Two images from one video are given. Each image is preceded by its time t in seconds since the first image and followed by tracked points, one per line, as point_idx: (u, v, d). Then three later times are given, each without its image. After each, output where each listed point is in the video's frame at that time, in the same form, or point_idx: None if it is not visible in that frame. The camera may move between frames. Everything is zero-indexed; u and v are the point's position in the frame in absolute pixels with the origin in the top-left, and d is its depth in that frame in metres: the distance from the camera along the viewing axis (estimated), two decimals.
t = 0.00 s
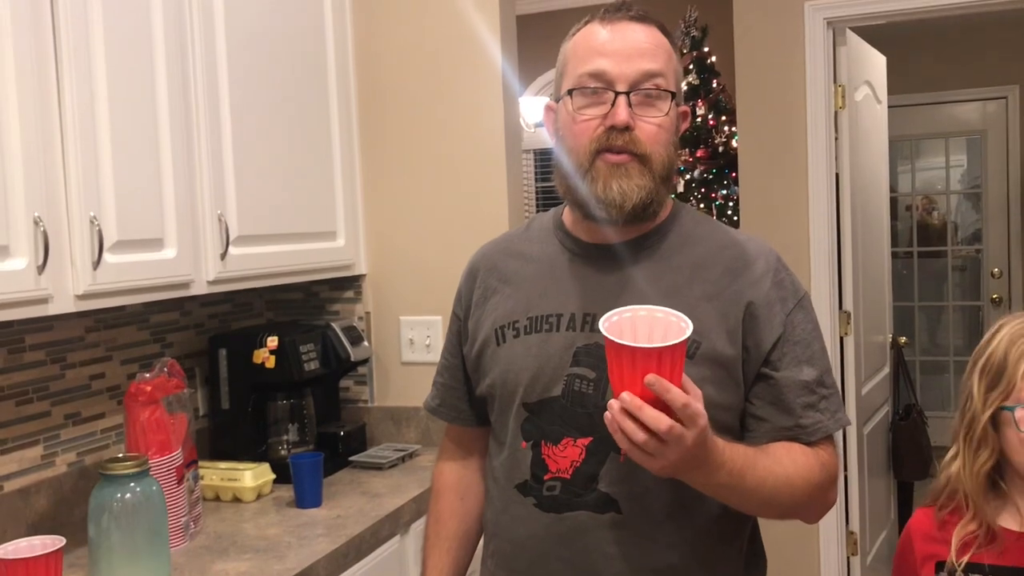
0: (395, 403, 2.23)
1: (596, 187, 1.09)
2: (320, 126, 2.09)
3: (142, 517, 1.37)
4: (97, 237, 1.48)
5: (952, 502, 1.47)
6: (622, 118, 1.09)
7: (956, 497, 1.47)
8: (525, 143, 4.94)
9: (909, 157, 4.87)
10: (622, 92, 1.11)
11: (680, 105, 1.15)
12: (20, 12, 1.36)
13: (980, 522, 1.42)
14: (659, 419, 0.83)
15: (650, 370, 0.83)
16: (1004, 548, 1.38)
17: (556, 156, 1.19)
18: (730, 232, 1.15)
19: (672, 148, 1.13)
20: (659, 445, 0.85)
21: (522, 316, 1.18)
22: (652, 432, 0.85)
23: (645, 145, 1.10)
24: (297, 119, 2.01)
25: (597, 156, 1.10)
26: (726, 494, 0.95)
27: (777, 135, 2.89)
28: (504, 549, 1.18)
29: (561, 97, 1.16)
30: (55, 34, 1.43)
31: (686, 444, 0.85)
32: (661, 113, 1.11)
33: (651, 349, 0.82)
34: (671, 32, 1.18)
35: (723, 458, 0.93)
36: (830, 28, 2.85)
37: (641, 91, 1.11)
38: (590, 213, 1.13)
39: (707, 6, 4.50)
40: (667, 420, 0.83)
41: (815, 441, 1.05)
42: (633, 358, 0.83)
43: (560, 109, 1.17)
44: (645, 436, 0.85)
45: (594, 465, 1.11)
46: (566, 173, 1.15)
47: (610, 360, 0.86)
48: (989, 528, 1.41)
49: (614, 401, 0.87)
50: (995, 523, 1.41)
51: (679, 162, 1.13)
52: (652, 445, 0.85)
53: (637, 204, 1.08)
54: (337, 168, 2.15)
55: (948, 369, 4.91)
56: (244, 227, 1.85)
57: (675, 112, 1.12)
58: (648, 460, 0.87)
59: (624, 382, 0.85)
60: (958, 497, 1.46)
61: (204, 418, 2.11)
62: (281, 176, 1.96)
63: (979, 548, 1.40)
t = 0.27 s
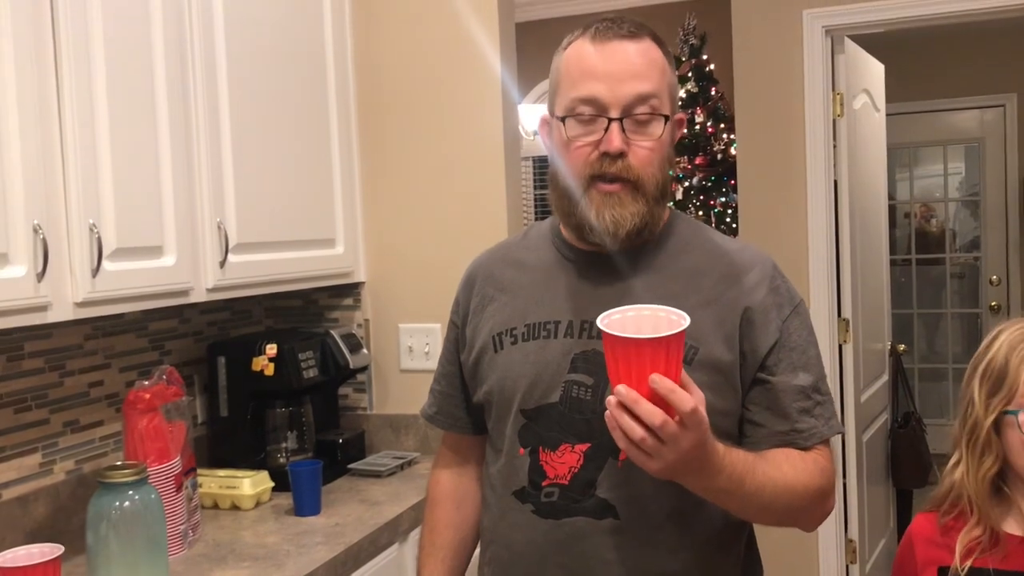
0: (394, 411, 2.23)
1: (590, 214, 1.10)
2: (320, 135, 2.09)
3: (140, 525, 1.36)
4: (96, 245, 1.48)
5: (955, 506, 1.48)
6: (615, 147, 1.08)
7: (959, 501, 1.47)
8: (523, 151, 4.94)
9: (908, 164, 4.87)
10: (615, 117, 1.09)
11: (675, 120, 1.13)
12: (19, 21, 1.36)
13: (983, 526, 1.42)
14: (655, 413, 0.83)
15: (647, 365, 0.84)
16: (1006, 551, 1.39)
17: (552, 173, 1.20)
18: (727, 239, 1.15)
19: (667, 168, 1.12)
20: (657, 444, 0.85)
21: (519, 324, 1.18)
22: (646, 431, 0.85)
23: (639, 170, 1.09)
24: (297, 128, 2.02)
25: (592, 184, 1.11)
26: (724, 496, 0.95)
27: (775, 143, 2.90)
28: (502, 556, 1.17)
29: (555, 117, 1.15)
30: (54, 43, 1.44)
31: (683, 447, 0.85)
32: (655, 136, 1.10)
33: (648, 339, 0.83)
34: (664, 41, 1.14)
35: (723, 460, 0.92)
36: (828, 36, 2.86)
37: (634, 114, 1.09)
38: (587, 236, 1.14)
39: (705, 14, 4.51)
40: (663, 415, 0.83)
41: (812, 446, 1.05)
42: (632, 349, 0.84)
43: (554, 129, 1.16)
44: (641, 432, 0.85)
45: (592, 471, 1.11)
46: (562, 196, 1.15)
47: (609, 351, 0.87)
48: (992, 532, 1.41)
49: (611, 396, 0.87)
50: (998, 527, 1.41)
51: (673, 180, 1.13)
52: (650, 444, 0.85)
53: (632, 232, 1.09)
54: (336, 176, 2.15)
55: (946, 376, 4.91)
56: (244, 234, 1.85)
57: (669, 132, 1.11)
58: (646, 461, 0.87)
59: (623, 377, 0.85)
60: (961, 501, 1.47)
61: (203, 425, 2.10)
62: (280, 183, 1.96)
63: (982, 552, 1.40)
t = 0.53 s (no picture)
0: (392, 415, 2.23)
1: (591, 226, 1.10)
2: (320, 139, 2.09)
3: (136, 529, 1.36)
4: (94, 247, 1.48)
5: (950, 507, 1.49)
6: (618, 160, 1.08)
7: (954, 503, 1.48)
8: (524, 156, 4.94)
9: (909, 171, 4.87)
10: (618, 130, 1.08)
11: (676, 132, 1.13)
12: (18, 23, 1.36)
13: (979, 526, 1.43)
14: (646, 415, 0.83)
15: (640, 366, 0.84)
16: (1003, 552, 1.40)
17: (551, 181, 1.19)
18: (722, 244, 1.15)
19: (667, 180, 1.12)
20: (649, 446, 0.86)
21: (515, 329, 1.18)
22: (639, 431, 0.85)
23: (642, 183, 1.09)
24: (296, 132, 2.02)
25: (593, 195, 1.10)
26: (721, 503, 0.95)
27: (776, 149, 2.90)
28: (497, 562, 1.17)
29: (556, 127, 1.14)
30: (54, 45, 1.44)
31: (676, 450, 0.85)
32: (658, 149, 1.09)
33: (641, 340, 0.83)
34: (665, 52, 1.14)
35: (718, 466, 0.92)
36: (829, 43, 2.86)
37: (637, 126, 1.09)
38: (587, 247, 1.14)
39: (707, 20, 4.52)
40: (654, 417, 0.83)
41: (806, 449, 1.05)
42: (625, 349, 0.84)
43: (554, 138, 1.15)
44: (633, 432, 0.85)
45: (587, 476, 1.11)
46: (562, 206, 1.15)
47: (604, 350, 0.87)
48: (987, 531, 1.43)
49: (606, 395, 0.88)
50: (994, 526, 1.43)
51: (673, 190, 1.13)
52: (642, 445, 0.86)
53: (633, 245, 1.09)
54: (336, 180, 2.15)
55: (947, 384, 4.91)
56: (243, 237, 1.85)
57: (670, 144, 1.10)
58: (640, 462, 0.87)
59: (618, 376, 0.86)
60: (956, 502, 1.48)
61: (201, 429, 2.10)
62: (280, 187, 1.96)
63: (978, 551, 1.41)
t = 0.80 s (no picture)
0: (395, 417, 2.23)
1: (590, 229, 1.10)
2: (324, 140, 2.10)
3: (138, 529, 1.36)
4: (98, 248, 1.48)
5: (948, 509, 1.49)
6: (618, 163, 1.08)
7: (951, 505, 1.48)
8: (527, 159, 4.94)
9: (913, 177, 4.86)
10: (618, 132, 1.08)
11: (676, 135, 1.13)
12: (24, 24, 1.37)
13: (977, 526, 1.43)
14: (646, 401, 0.84)
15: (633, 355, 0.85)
16: (1001, 551, 1.40)
17: (551, 183, 1.19)
18: (724, 246, 1.15)
19: (667, 183, 1.12)
20: (653, 435, 0.86)
21: (517, 331, 1.18)
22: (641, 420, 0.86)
23: (641, 186, 1.09)
24: (300, 134, 2.02)
25: (593, 198, 1.10)
26: (724, 499, 0.95)
27: (779, 154, 2.90)
28: (497, 564, 1.17)
29: (556, 130, 1.14)
30: (60, 48, 1.44)
31: (680, 435, 0.85)
32: (658, 153, 1.09)
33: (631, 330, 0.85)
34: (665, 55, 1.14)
35: (720, 461, 0.92)
36: (833, 48, 2.86)
37: (636, 130, 1.09)
38: (586, 249, 1.14)
39: (711, 25, 4.52)
40: (654, 402, 0.84)
41: (808, 449, 1.05)
42: (620, 337, 0.85)
43: (555, 140, 1.15)
44: (635, 422, 0.86)
45: (588, 478, 1.11)
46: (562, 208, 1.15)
47: (598, 344, 0.88)
48: (987, 531, 1.43)
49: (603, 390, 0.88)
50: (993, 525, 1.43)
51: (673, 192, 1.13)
52: (645, 434, 0.86)
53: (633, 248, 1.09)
54: (340, 181, 2.16)
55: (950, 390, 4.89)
56: (247, 238, 1.85)
57: (671, 146, 1.10)
58: (644, 454, 0.87)
59: (616, 367, 0.86)
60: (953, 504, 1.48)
61: (204, 429, 2.10)
62: (284, 188, 1.96)
63: (977, 551, 1.41)
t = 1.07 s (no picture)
0: (400, 418, 2.23)
1: (594, 217, 1.10)
2: (330, 141, 2.10)
3: (144, 527, 1.37)
4: (105, 248, 1.49)
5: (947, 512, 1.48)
6: (620, 149, 1.09)
7: (950, 507, 1.48)
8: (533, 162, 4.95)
9: (918, 181, 4.85)
10: (620, 121, 1.10)
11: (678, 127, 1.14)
12: (33, 25, 1.38)
13: (977, 527, 1.43)
14: (648, 407, 0.84)
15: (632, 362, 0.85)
16: (1001, 552, 1.40)
17: (552, 179, 1.20)
18: (728, 248, 1.15)
19: (669, 174, 1.13)
20: (657, 438, 0.86)
21: (521, 333, 1.18)
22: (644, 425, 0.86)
23: (644, 173, 1.10)
24: (307, 134, 2.02)
25: (594, 187, 1.11)
26: (728, 498, 0.95)
27: (784, 157, 2.90)
28: (501, 565, 1.17)
29: (559, 123, 1.15)
30: (68, 48, 1.45)
31: (683, 434, 0.85)
32: (659, 141, 1.10)
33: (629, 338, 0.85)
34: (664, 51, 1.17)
35: (722, 461, 0.93)
36: (839, 52, 2.86)
37: (638, 118, 1.10)
38: (587, 242, 1.14)
39: (717, 28, 4.52)
40: (657, 407, 0.84)
41: (813, 449, 1.05)
42: (614, 346, 0.86)
43: (556, 134, 1.16)
44: (638, 428, 0.86)
45: (592, 480, 1.11)
46: (564, 200, 1.15)
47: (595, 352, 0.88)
48: (987, 533, 1.43)
49: (602, 399, 0.88)
50: (993, 526, 1.43)
51: (674, 185, 1.14)
52: (649, 439, 0.86)
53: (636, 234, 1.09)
54: (346, 182, 2.16)
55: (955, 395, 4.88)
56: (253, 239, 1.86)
57: (672, 137, 1.12)
58: (648, 458, 0.87)
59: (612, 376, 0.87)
60: (953, 506, 1.48)
61: (209, 429, 2.11)
62: (290, 189, 1.97)
63: (978, 552, 1.41)
